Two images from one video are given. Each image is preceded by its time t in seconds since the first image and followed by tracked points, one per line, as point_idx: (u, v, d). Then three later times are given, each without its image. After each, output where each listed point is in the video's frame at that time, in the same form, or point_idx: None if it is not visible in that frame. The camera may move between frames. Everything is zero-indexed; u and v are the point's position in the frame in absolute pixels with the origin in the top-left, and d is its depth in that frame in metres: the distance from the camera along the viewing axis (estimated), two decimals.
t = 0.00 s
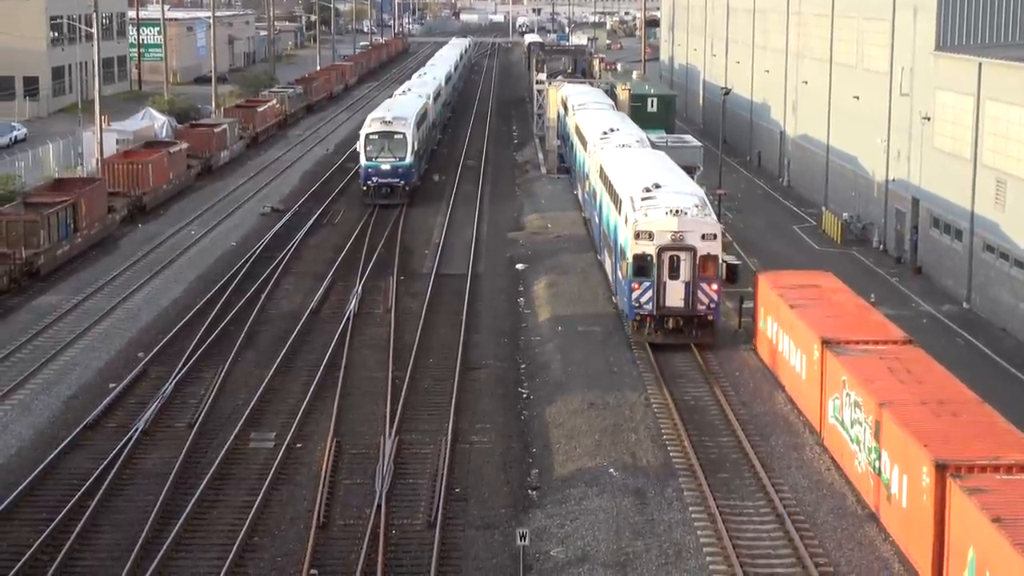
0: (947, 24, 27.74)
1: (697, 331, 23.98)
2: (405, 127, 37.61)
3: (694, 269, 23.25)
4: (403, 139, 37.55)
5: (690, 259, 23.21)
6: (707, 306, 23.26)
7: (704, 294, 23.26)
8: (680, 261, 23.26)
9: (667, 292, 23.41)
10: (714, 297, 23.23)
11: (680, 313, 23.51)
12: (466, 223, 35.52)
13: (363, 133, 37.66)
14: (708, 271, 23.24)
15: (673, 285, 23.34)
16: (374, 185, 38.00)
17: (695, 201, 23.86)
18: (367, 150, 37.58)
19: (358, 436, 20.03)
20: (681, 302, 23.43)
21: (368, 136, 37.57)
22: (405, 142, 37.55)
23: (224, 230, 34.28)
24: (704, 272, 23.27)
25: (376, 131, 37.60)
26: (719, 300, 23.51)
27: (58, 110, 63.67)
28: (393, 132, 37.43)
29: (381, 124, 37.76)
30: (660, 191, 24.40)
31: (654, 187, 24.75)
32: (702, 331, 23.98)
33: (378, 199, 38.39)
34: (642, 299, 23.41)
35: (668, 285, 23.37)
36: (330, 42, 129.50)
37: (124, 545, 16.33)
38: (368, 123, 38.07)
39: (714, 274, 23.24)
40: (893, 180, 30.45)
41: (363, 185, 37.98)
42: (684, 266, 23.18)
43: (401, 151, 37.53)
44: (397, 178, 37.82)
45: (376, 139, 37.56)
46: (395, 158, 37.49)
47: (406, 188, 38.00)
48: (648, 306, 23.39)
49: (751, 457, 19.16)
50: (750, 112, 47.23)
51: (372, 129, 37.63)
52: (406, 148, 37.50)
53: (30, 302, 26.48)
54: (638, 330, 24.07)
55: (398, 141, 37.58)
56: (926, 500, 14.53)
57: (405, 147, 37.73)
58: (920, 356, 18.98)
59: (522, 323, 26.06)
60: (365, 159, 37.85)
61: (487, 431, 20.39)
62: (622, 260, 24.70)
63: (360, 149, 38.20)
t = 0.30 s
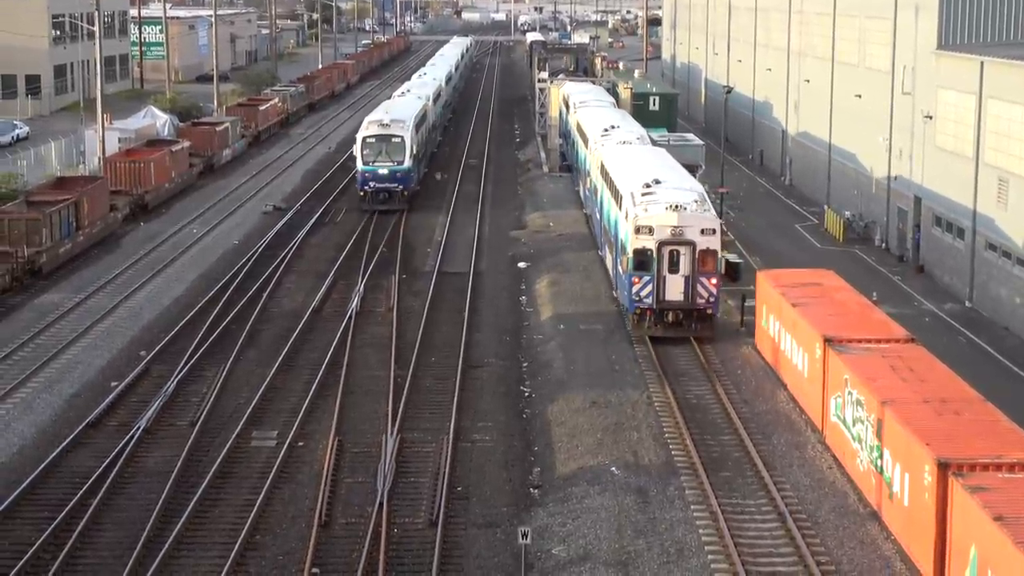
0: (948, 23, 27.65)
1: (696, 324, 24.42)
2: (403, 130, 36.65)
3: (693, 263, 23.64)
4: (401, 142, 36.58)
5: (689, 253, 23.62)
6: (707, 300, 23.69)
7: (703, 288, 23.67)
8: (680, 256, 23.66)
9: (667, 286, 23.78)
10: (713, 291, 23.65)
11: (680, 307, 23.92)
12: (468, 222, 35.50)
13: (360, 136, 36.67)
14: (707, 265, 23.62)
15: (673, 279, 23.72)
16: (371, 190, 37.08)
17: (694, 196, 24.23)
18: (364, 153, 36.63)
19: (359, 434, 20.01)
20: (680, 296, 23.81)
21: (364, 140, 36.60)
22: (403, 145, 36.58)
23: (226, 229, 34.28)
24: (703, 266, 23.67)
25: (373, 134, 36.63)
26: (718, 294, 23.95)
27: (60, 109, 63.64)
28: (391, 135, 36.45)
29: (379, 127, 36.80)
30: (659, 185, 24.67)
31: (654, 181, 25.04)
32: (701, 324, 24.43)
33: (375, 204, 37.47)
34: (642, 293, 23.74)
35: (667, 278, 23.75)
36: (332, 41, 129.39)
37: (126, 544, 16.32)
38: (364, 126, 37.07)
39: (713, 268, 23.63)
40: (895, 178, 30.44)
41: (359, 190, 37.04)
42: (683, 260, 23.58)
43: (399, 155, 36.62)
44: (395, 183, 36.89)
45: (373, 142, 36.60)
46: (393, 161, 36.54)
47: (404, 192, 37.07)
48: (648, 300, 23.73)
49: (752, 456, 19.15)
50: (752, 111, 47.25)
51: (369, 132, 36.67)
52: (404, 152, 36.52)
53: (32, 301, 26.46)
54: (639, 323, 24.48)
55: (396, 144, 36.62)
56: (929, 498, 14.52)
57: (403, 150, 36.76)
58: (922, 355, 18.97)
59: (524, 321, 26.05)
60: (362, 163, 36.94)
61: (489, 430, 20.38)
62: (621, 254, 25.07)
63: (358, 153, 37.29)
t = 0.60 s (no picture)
0: (952, 24, 27.71)
1: (695, 318, 24.59)
2: (401, 134, 35.14)
3: (692, 258, 23.78)
4: (400, 146, 35.07)
5: (688, 248, 23.75)
6: (706, 294, 23.88)
7: (702, 283, 23.85)
8: (679, 250, 23.79)
9: (666, 280, 23.90)
10: (712, 285, 23.82)
11: (679, 301, 24.09)
12: (470, 221, 35.51)
13: (356, 141, 35.11)
14: (706, 260, 23.77)
15: (672, 273, 23.85)
16: (368, 196, 35.62)
17: (693, 192, 24.41)
18: (361, 158, 35.08)
19: (361, 433, 20.02)
20: (680, 290, 23.95)
21: (361, 144, 35.05)
22: (402, 150, 35.07)
23: (228, 228, 34.29)
24: (702, 261, 23.81)
25: (370, 138, 35.06)
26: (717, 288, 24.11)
27: (62, 107, 63.66)
28: (388, 139, 34.92)
29: (376, 130, 35.23)
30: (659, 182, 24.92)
31: (653, 178, 25.26)
32: (701, 319, 24.59)
33: (372, 211, 36.00)
34: (642, 287, 23.89)
35: (666, 273, 23.87)
36: (334, 41, 129.44)
37: (128, 543, 16.32)
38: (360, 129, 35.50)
39: (712, 263, 23.78)
40: (898, 177, 30.42)
41: (356, 197, 35.56)
42: (682, 255, 23.71)
43: (397, 159, 35.12)
44: (393, 188, 35.50)
45: (371, 146, 35.03)
46: (391, 167, 35.05)
47: (402, 199, 35.63)
48: (648, 294, 23.87)
49: (754, 454, 19.15)
50: (754, 110, 47.23)
51: (366, 136, 35.10)
52: (403, 157, 35.02)
53: (34, 300, 26.48)
54: (639, 317, 24.64)
55: (394, 148, 35.09)
56: (931, 498, 14.50)
57: (401, 154, 35.23)
58: (924, 354, 18.95)
59: (526, 321, 26.04)
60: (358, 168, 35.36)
61: (491, 429, 20.37)
62: (621, 250, 25.22)
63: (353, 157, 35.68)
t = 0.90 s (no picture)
0: (954, 22, 27.66)
1: (695, 313, 24.98)
2: (399, 139, 34.06)
3: (691, 254, 24.23)
4: (397, 152, 34.01)
5: (688, 243, 24.20)
6: (705, 289, 24.29)
7: (701, 277, 24.27)
8: (678, 246, 24.23)
9: (666, 275, 24.31)
10: (710, 280, 24.24)
11: (679, 296, 24.48)
12: (472, 220, 35.51)
13: (352, 145, 34.04)
14: (704, 255, 24.22)
15: (672, 269, 24.27)
16: (364, 203, 34.33)
17: (692, 188, 24.85)
18: (357, 164, 33.98)
19: (363, 432, 20.03)
20: (679, 285, 24.36)
21: (358, 149, 33.99)
22: (399, 155, 34.01)
23: (230, 227, 34.29)
24: (700, 256, 24.27)
25: (367, 142, 34.01)
26: (715, 282, 24.55)
27: (64, 106, 63.73)
28: (385, 144, 33.89)
29: (373, 134, 34.17)
30: (658, 178, 25.32)
31: (653, 174, 25.64)
32: (699, 313, 25.00)
33: (368, 218, 34.75)
34: (642, 282, 24.29)
35: (666, 268, 24.28)
36: (335, 39, 129.54)
37: (129, 541, 16.33)
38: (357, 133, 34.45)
39: (710, 258, 24.24)
40: (900, 176, 30.42)
41: (352, 204, 34.34)
42: (681, 250, 24.15)
43: (395, 165, 33.95)
44: (390, 195, 34.20)
45: (367, 151, 33.96)
46: (388, 172, 33.85)
47: (400, 206, 34.37)
48: (648, 289, 24.26)
49: (756, 453, 19.15)
50: (756, 109, 47.21)
51: (363, 141, 34.04)
52: (400, 162, 33.91)
53: (36, 298, 26.49)
54: (638, 311, 25.01)
55: (391, 153, 34.03)
56: (933, 497, 14.52)
57: (398, 160, 34.13)
58: (926, 353, 18.95)
59: (528, 319, 26.04)
60: (355, 174, 34.15)
61: (493, 428, 20.38)
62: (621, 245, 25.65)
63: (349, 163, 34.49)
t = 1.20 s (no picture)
0: (956, 20, 27.71)
1: (694, 306, 25.26)
2: (398, 143, 32.36)
3: (690, 247, 24.68)
4: (395, 156, 32.28)
5: (687, 237, 24.65)
6: (704, 282, 24.69)
7: (699, 271, 24.67)
8: (678, 240, 24.69)
9: (665, 268, 24.78)
10: (709, 273, 24.66)
11: (678, 289, 24.90)
12: (474, 218, 35.49)
13: (348, 149, 32.32)
14: (703, 249, 24.66)
15: (671, 262, 24.74)
16: (360, 211, 32.55)
17: (691, 182, 25.34)
18: (353, 169, 32.26)
19: (365, 430, 20.02)
20: (678, 278, 24.78)
21: (354, 153, 32.27)
22: (397, 160, 32.29)
23: (232, 224, 34.32)
24: (699, 250, 24.71)
25: (363, 147, 32.30)
26: (714, 276, 24.94)
27: (66, 104, 63.87)
28: (382, 148, 32.16)
29: (369, 138, 32.46)
30: (658, 172, 25.80)
31: (653, 168, 26.13)
32: (699, 306, 25.23)
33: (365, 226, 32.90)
34: (642, 275, 24.74)
35: (665, 261, 24.75)
36: (337, 37, 129.57)
37: (132, 539, 16.35)
38: (353, 137, 32.76)
39: (709, 252, 24.67)
40: (902, 174, 30.40)
41: (347, 211, 32.55)
42: (680, 244, 24.61)
43: (392, 170, 32.24)
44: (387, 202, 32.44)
45: (364, 156, 32.26)
46: (385, 178, 32.14)
47: (398, 214, 32.57)
48: (648, 282, 24.72)
49: (758, 452, 19.15)
50: (758, 107, 47.21)
51: (359, 145, 32.32)
52: (398, 168, 32.19)
53: (38, 296, 26.48)
54: (639, 304, 25.23)
55: (388, 158, 32.31)
56: (934, 495, 14.53)
57: (396, 166, 32.41)
58: (928, 351, 18.97)
59: (530, 317, 26.05)
60: (350, 180, 32.43)
61: (495, 426, 20.37)
62: (621, 239, 26.15)
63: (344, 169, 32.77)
